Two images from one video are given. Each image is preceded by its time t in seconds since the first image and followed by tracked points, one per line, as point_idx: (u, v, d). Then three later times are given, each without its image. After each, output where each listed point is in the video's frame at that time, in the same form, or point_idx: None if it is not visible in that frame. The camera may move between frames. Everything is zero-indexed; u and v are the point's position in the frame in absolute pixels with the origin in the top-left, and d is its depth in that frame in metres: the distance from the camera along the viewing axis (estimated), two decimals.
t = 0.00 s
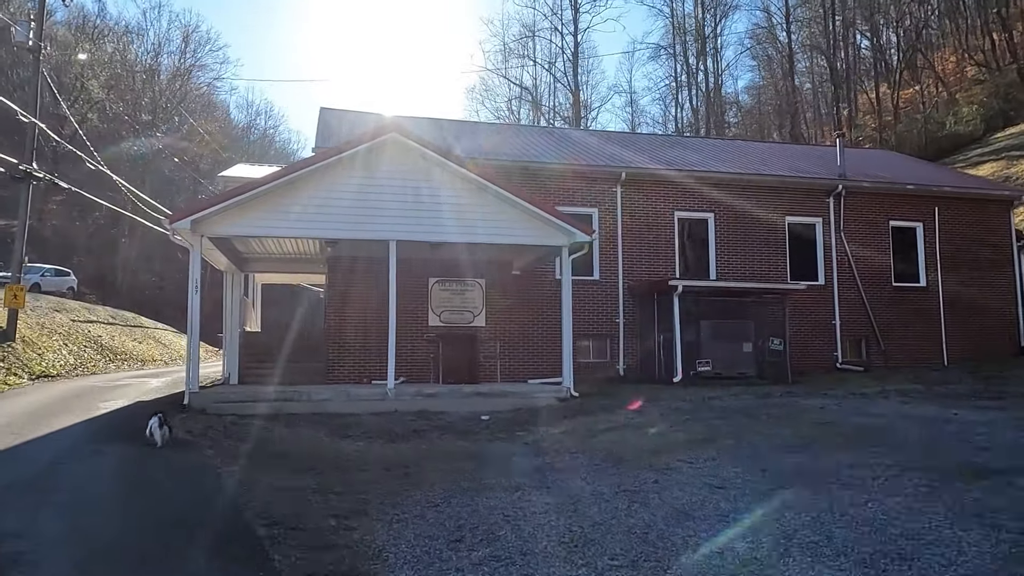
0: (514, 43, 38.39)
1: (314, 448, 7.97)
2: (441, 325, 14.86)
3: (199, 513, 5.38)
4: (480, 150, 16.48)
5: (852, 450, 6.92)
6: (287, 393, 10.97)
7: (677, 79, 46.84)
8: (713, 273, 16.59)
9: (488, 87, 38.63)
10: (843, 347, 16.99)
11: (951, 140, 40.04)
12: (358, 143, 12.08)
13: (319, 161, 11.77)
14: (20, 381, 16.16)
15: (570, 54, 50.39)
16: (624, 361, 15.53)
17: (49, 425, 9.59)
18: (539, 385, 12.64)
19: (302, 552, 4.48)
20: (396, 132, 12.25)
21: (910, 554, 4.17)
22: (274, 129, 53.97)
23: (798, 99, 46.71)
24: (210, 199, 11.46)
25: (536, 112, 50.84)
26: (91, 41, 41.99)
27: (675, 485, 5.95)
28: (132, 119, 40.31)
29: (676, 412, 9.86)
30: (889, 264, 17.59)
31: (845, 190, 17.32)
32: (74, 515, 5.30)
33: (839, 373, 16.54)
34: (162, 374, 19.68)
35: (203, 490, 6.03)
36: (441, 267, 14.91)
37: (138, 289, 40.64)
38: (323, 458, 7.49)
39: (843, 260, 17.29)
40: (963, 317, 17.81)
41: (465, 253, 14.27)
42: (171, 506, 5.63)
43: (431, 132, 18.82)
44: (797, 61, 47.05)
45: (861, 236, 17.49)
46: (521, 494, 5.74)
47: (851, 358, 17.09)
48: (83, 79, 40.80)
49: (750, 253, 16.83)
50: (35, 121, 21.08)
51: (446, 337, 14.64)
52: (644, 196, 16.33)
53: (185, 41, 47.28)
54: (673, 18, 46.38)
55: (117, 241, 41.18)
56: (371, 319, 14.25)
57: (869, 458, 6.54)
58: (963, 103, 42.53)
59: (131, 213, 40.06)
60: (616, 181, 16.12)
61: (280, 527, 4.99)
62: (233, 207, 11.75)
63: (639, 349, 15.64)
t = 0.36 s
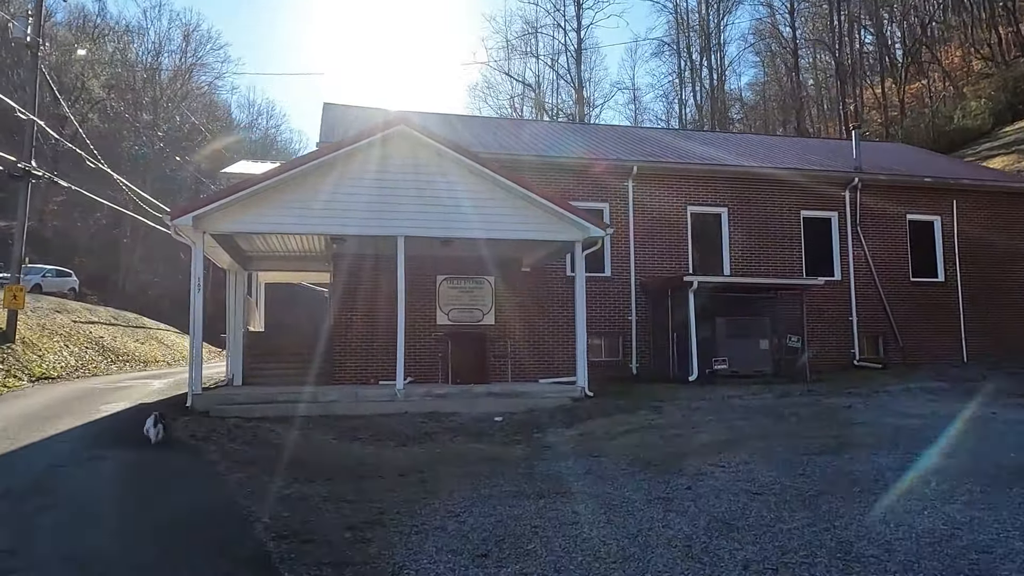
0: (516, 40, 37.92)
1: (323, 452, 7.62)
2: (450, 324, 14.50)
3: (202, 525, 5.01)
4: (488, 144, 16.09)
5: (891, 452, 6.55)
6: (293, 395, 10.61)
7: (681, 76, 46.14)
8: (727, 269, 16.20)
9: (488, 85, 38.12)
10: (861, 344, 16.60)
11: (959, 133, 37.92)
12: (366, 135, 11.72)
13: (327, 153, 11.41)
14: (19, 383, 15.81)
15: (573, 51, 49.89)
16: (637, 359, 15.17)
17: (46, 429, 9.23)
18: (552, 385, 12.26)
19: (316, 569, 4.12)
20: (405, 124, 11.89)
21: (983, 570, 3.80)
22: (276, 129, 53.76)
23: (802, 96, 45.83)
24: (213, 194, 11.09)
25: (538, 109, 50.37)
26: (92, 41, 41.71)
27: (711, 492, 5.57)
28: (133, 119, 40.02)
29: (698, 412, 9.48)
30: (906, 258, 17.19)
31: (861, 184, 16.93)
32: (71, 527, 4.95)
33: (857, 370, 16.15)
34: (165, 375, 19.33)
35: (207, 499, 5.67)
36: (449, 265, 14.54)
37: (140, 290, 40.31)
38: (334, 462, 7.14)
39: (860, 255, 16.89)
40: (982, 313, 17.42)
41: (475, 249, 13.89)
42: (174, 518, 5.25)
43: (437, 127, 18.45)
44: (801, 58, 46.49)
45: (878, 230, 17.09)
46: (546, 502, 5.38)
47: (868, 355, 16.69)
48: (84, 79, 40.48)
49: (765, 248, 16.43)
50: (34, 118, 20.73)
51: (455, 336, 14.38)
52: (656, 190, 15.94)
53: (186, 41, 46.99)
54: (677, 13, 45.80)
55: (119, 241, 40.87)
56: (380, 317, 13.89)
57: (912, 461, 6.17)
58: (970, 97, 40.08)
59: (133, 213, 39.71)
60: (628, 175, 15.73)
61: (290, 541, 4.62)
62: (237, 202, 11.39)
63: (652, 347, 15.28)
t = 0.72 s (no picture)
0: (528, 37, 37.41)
1: (348, 460, 7.22)
2: (471, 324, 14.10)
3: (221, 545, 4.60)
4: (506, 140, 15.67)
5: (957, 461, 6.09)
6: (313, 399, 10.23)
7: (697, 73, 45.64)
8: (755, 266, 15.70)
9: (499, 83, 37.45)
10: (893, 343, 16.04)
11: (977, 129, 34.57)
12: (389, 130, 11.35)
13: (348, 148, 11.03)
14: (32, 385, 15.58)
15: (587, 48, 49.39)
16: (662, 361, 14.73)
17: (58, 435, 8.87)
18: (577, 388, 11.82)
19: None
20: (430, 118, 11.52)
21: None
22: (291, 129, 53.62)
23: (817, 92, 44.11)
24: (228, 190, 10.68)
25: (551, 107, 49.89)
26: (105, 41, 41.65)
27: (772, 506, 5.12)
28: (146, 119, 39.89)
29: (736, 416, 9.03)
30: (939, 255, 16.63)
31: (892, 178, 16.38)
32: (78, 548, 4.57)
33: (889, 370, 15.61)
34: (179, 378, 19.06)
35: (225, 513, 5.30)
36: (469, 263, 14.15)
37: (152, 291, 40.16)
38: (358, 470, 6.75)
39: (892, 252, 16.35)
40: (1018, 311, 16.84)
41: (496, 248, 13.46)
42: (191, 535, 4.88)
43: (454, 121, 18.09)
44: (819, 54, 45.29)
45: (910, 226, 16.55)
46: (594, 518, 4.95)
47: (901, 355, 16.14)
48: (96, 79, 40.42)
49: (793, 245, 15.93)
50: (46, 118, 20.46)
51: (475, 336, 14.00)
52: (681, 185, 15.48)
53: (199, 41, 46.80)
54: (692, 9, 45.09)
55: (132, 242, 40.81)
56: (400, 318, 13.51)
57: (984, 472, 5.69)
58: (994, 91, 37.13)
59: (147, 214, 39.57)
60: (652, 170, 15.28)
61: (314, 563, 4.23)
62: (253, 198, 10.99)
63: (678, 348, 14.83)
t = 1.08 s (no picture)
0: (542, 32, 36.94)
1: (382, 470, 6.86)
2: (496, 324, 13.74)
3: (258, 567, 4.26)
4: (530, 135, 15.30)
5: None
6: (340, 402, 9.92)
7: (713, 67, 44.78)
8: (786, 262, 15.25)
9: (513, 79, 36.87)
10: (930, 342, 15.55)
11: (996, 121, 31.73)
12: (415, 122, 11.00)
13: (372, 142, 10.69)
14: (51, 388, 15.39)
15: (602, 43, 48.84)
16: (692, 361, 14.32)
17: (79, 442, 8.59)
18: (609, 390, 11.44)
19: None
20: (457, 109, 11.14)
21: None
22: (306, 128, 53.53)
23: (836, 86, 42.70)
24: (251, 187, 10.38)
25: (566, 103, 49.39)
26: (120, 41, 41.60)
27: (850, 524, 4.73)
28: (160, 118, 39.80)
29: (782, 421, 8.64)
30: (977, 250, 16.12)
31: (928, 172, 15.88)
32: (107, 569, 4.27)
33: (926, 370, 15.13)
34: (197, 378, 18.84)
35: (260, 529, 4.98)
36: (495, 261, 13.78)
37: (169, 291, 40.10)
38: (395, 481, 6.41)
39: (928, 247, 15.85)
40: None
41: (523, 245, 13.08)
42: (227, 553, 4.57)
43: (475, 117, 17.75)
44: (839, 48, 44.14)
45: (946, 221, 16.05)
46: (658, 538, 4.58)
47: (938, 354, 15.65)
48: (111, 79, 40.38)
49: (826, 241, 15.46)
50: (64, 117, 20.25)
51: (502, 336, 13.65)
52: (710, 180, 15.05)
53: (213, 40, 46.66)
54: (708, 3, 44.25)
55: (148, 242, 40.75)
56: (425, 318, 13.18)
57: None
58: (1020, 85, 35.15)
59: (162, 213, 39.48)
60: (680, 165, 14.87)
61: None
62: (275, 195, 10.68)
63: (709, 347, 14.41)
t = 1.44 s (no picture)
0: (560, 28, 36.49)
1: (414, 474, 6.49)
2: (521, 322, 13.33)
3: None
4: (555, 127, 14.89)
5: None
6: (364, 402, 9.57)
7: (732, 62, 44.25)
8: (821, 256, 14.74)
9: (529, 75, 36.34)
10: (971, 339, 14.98)
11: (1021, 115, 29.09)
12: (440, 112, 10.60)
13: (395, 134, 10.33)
14: (71, 387, 15.20)
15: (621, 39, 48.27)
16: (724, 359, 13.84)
17: (98, 443, 8.32)
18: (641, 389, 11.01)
19: None
20: (484, 99, 10.73)
21: None
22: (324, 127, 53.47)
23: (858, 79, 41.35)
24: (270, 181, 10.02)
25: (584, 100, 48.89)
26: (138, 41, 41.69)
27: (934, 537, 4.29)
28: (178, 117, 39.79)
29: (831, 422, 8.18)
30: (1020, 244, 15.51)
31: (968, 163, 15.30)
32: None
33: (968, 368, 14.56)
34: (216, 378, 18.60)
35: (288, 542, 4.61)
36: (520, 257, 13.38)
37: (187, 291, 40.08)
38: (430, 487, 6.03)
39: (968, 241, 15.27)
40: None
41: (549, 240, 12.66)
42: (254, 567, 4.21)
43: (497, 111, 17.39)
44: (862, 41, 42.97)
45: (987, 213, 15.46)
46: (723, 552, 4.17)
47: (979, 351, 15.07)
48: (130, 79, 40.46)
49: (862, 234, 14.92)
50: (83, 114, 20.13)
51: (527, 334, 13.26)
52: (741, 172, 14.57)
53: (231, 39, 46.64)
54: None
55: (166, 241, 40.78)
56: (449, 316, 12.81)
57: None
58: None
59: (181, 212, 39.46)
60: (711, 157, 14.42)
61: None
62: (296, 189, 10.34)
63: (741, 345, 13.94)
